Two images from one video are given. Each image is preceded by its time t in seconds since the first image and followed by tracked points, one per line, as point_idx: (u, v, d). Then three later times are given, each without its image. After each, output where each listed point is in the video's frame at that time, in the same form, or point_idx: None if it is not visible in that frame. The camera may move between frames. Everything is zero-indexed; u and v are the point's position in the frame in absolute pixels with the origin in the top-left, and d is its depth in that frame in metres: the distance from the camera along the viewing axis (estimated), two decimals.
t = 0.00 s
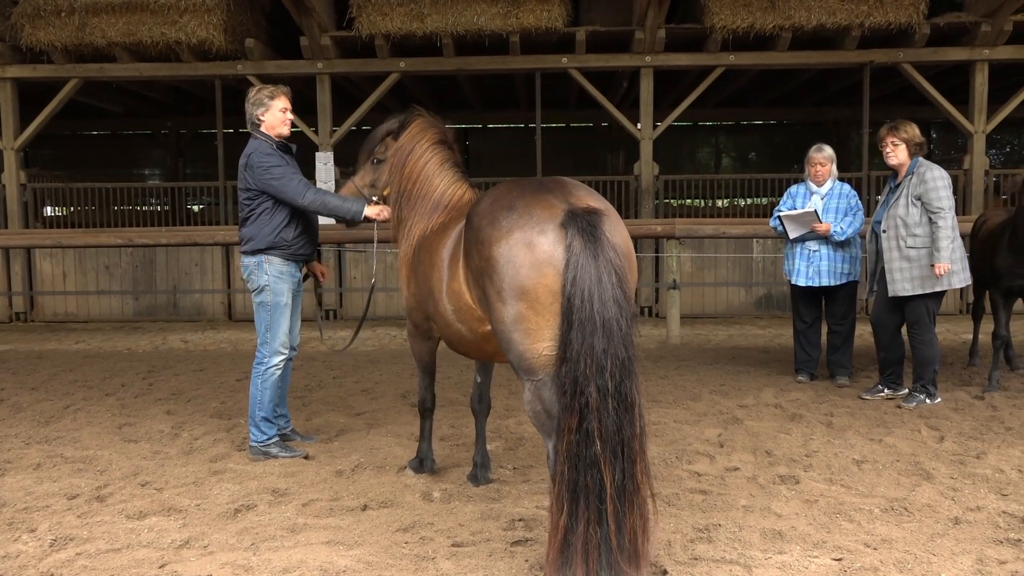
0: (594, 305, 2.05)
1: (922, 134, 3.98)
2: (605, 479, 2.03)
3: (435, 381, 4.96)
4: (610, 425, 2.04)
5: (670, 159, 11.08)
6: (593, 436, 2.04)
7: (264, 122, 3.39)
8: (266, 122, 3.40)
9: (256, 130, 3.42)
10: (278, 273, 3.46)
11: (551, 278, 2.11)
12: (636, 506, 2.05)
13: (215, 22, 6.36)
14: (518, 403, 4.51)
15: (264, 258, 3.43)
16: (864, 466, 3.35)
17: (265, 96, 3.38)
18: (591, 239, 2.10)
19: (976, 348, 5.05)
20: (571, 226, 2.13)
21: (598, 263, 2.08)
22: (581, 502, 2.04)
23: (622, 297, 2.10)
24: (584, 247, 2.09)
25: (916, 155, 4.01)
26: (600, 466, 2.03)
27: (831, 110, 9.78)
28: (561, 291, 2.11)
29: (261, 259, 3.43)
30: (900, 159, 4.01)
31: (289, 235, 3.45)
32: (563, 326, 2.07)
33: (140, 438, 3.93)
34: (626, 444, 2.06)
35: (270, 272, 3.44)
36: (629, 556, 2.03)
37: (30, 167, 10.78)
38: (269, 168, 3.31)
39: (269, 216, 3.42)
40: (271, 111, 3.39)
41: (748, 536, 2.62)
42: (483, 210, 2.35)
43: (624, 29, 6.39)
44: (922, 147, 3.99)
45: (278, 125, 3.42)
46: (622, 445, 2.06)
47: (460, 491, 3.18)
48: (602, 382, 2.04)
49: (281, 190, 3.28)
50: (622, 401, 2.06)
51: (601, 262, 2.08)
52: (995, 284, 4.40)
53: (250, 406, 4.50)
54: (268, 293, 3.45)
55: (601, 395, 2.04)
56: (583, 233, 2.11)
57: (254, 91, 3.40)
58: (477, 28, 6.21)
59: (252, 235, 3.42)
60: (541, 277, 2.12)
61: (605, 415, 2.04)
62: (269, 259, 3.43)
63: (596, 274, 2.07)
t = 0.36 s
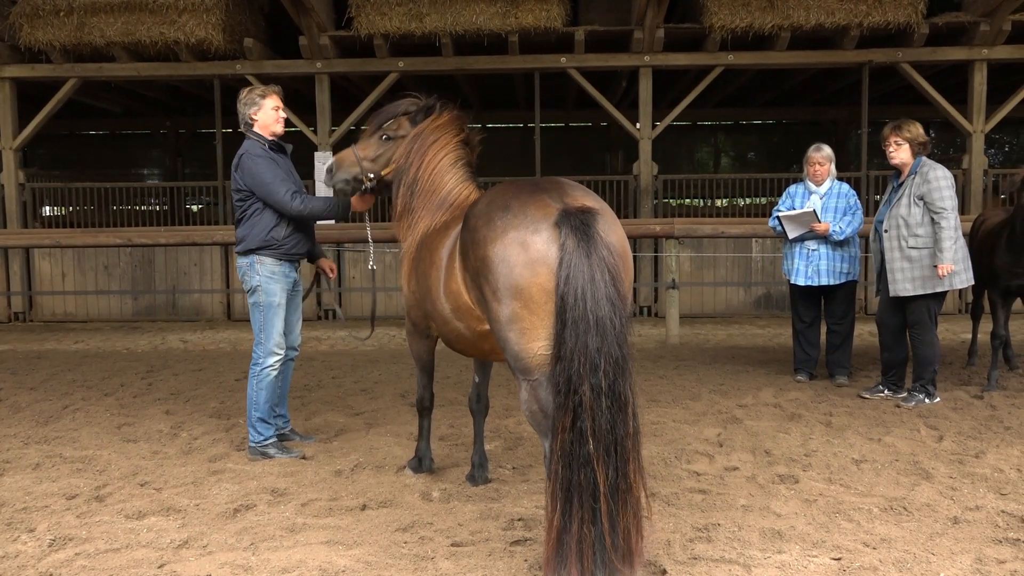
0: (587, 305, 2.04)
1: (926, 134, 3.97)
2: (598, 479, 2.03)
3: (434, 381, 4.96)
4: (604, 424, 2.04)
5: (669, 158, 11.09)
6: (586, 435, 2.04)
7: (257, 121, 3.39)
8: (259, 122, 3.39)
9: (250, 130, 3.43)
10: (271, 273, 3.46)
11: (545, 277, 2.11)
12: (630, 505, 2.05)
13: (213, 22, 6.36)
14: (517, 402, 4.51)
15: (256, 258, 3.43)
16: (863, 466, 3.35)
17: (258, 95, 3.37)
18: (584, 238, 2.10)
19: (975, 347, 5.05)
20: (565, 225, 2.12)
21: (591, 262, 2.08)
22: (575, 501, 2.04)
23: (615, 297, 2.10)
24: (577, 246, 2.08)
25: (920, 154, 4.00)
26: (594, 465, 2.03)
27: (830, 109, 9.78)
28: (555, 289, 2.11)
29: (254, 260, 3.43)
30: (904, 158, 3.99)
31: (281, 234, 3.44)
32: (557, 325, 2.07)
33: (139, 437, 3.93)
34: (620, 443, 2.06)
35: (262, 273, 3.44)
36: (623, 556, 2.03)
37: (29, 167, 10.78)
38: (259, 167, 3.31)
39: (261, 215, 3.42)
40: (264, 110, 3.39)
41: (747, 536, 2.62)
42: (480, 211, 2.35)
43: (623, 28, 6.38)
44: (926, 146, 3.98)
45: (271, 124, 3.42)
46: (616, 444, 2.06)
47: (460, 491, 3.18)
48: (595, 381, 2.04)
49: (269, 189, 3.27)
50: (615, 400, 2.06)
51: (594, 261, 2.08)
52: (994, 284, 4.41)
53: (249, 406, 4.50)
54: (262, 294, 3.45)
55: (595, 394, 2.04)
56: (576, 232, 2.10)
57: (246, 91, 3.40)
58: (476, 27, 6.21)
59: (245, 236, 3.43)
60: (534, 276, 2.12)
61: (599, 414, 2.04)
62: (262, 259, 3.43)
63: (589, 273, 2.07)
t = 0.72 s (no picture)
0: (584, 306, 2.04)
1: (924, 134, 3.96)
2: (588, 480, 2.03)
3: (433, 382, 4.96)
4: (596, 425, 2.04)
5: (667, 159, 11.09)
6: (578, 435, 2.04)
7: (268, 123, 3.38)
8: (270, 123, 3.40)
9: (260, 131, 3.41)
10: (278, 273, 3.46)
11: (543, 278, 2.11)
12: (620, 507, 2.04)
13: (212, 23, 6.36)
14: (516, 403, 4.51)
15: (265, 258, 3.42)
16: (861, 466, 3.35)
17: (267, 96, 3.38)
18: (583, 240, 2.10)
19: (973, 348, 5.05)
20: (564, 226, 2.13)
21: (590, 264, 2.08)
22: (564, 501, 2.04)
23: (613, 299, 2.09)
24: (575, 248, 2.08)
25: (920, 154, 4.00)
26: (583, 466, 2.03)
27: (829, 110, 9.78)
28: (553, 290, 2.11)
29: (261, 259, 3.42)
30: (902, 158, 4.00)
31: (291, 237, 3.45)
32: (555, 326, 2.07)
33: (138, 438, 3.93)
34: (610, 446, 2.04)
35: (270, 273, 3.43)
36: (610, 559, 2.02)
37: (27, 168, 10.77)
38: (277, 171, 3.31)
39: (271, 217, 3.41)
40: (273, 112, 3.39)
41: (745, 536, 2.63)
42: (480, 211, 2.36)
43: (622, 29, 6.38)
44: (926, 146, 3.97)
45: (281, 126, 3.43)
46: (607, 446, 2.05)
47: (458, 492, 3.18)
48: (590, 383, 2.04)
49: (289, 193, 3.29)
50: (608, 402, 2.05)
51: (592, 263, 2.08)
52: (992, 284, 4.41)
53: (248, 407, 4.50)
54: (268, 294, 3.45)
55: (589, 396, 2.04)
56: (575, 234, 2.10)
57: (253, 92, 3.39)
58: (475, 28, 6.21)
59: (253, 236, 3.40)
60: (533, 277, 2.12)
61: (592, 416, 2.04)
62: (270, 259, 3.43)
63: (588, 275, 2.07)
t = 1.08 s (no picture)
0: (602, 305, 2.05)
1: (922, 134, 3.96)
2: (608, 478, 2.03)
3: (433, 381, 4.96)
4: (617, 423, 2.05)
5: (668, 158, 11.09)
6: (599, 434, 2.04)
7: (269, 123, 3.38)
8: (271, 124, 3.39)
9: (261, 131, 3.41)
10: (283, 273, 3.46)
11: (557, 277, 2.11)
12: (637, 503, 2.04)
13: (213, 22, 6.36)
14: (517, 402, 4.52)
15: (268, 258, 3.42)
16: (862, 466, 3.35)
17: (271, 98, 3.38)
18: (599, 240, 2.11)
19: (974, 348, 5.05)
20: (578, 226, 2.13)
21: (606, 263, 2.09)
22: (581, 500, 2.04)
23: (629, 298, 2.11)
24: (591, 247, 2.09)
25: (918, 154, 4.00)
26: (605, 464, 2.03)
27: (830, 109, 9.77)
28: (567, 289, 2.11)
29: (266, 259, 3.42)
30: (900, 159, 4.01)
31: (293, 236, 3.46)
32: (572, 325, 2.07)
33: (139, 438, 3.93)
34: (631, 443, 2.05)
35: (274, 273, 3.43)
36: (624, 556, 2.02)
37: (28, 167, 10.77)
38: (278, 169, 3.31)
39: (273, 217, 3.41)
40: (276, 113, 3.39)
41: (746, 536, 2.63)
42: (487, 210, 2.35)
43: (622, 29, 6.38)
44: (923, 146, 3.97)
45: (282, 127, 3.43)
46: (626, 444, 2.06)
47: (459, 491, 3.18)
48: (610, 381, 2.05)
49: (291, 191, 3.28)
50: (627, 400, 2.07)
51: (609, 263, 2.09)
52: (993, 284, 4.41)
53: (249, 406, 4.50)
54: (273, 293, 3.45)
55: (609, 394, 2.05)
56: (590, 234, 2.11)
57: (257, 93, 3.39)
58: (475, 27, 6.20)
59: (256, 236, 3.40)
60: (547, 276, 2.12)
61: (611, 414, 2.04)
62: (275, 259, 3.43)
63: (605, 274, 2.08)
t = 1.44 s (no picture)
0: (599, 307, 2.05)
1: (920, 134, 3.96)
2: (621, 476, 2.06)
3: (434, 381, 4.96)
4: (625, 423, 2.07)
5: (667, 158, 11.09)
6: (610, 435, 2.06)
7: (269, 123, 3.38)
8: (270, 124, 3.39)
9: (259, 132, 3.41)
10: (283, 273, 3.46)
11: (554, 278, 2.11)
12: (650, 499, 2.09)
13: (213, 22, 6.36)
14: (517, 402, 4.52)
15: (268, 258, 3.42)
16: (862, 466, 3.35)
17: (269, 98, 3.38)
18: (593, 241, 2.10)
19: (975, 348, 5.04)
20: (572, 227, 2.12)
21: (601, 264, 2.08)
22: (604, 501, 2.06)
23: (625, 298, 2.11)
24: (586, 249, 2.08)
25: (916, 154, 4.00)
26: (619, 463, 2.06)
27: (831, 109, 9.77)
28: (563, 291, 2.11)
29: (266, 260, 3.42)
30: (898, 159, 4.00)
31: (294, 235, 3.46)
32: (568, 327, 2.07)
33: (140, 437, 3.93)
34: (639, 441, 2.09)
35: (274, 273, 3.43)
36: (652, 544, 2.08)
37: (29, 167, 10.78)
38: (278, 168, 3.31)
39: (273, 216, 3.41)
40: (274, 113, 3.39)
41: (746, 535, 2.63)
42: (484, 211, 2.34)
43: (623, 28, 6.38)
44: (922, 145, 3.98)
45: (281, 127, 3.43)
46: (634, 441, 2.10)
47: (459, 491, 3.18)
48: (613, 382, 2.06)
49: (290, 191, 3.29)
50: (632, 399, 2.09)
51: (604, 263, 2.08)
52: (994, 284, 4.40)
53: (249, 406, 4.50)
54: (273, 293, 3.45)
55: (613, 395, 2.06)
56: (584, 235, 2.10)
57: (256, 93, 3.39)
58: (476, 27, 6.20)
59: (257, 236, 3.40)
60: (543, 277, 2.11)
61: (618, 414, 2.06)
62: (275, 259, 3.43)
63: (600, 275, 2.07)
